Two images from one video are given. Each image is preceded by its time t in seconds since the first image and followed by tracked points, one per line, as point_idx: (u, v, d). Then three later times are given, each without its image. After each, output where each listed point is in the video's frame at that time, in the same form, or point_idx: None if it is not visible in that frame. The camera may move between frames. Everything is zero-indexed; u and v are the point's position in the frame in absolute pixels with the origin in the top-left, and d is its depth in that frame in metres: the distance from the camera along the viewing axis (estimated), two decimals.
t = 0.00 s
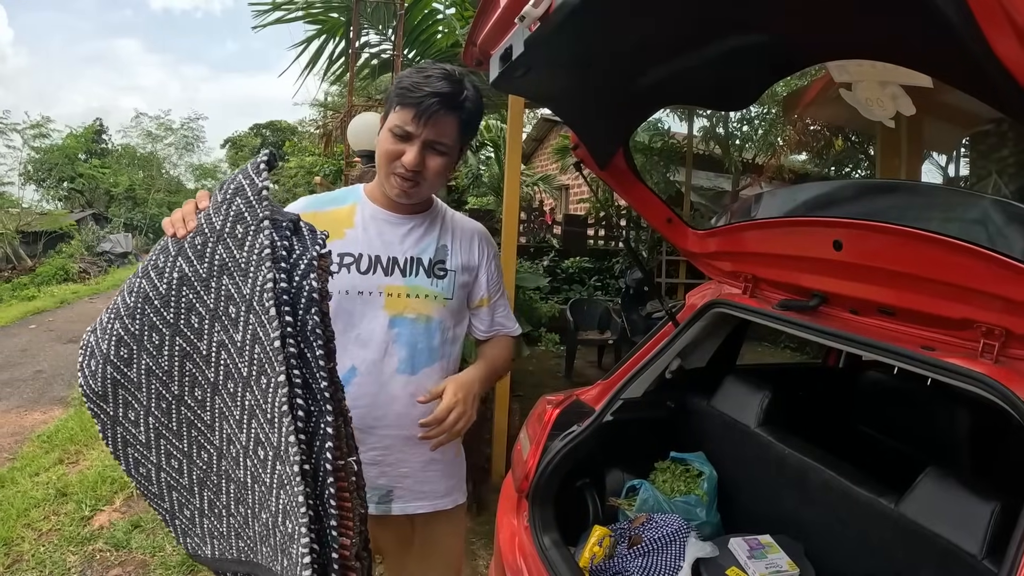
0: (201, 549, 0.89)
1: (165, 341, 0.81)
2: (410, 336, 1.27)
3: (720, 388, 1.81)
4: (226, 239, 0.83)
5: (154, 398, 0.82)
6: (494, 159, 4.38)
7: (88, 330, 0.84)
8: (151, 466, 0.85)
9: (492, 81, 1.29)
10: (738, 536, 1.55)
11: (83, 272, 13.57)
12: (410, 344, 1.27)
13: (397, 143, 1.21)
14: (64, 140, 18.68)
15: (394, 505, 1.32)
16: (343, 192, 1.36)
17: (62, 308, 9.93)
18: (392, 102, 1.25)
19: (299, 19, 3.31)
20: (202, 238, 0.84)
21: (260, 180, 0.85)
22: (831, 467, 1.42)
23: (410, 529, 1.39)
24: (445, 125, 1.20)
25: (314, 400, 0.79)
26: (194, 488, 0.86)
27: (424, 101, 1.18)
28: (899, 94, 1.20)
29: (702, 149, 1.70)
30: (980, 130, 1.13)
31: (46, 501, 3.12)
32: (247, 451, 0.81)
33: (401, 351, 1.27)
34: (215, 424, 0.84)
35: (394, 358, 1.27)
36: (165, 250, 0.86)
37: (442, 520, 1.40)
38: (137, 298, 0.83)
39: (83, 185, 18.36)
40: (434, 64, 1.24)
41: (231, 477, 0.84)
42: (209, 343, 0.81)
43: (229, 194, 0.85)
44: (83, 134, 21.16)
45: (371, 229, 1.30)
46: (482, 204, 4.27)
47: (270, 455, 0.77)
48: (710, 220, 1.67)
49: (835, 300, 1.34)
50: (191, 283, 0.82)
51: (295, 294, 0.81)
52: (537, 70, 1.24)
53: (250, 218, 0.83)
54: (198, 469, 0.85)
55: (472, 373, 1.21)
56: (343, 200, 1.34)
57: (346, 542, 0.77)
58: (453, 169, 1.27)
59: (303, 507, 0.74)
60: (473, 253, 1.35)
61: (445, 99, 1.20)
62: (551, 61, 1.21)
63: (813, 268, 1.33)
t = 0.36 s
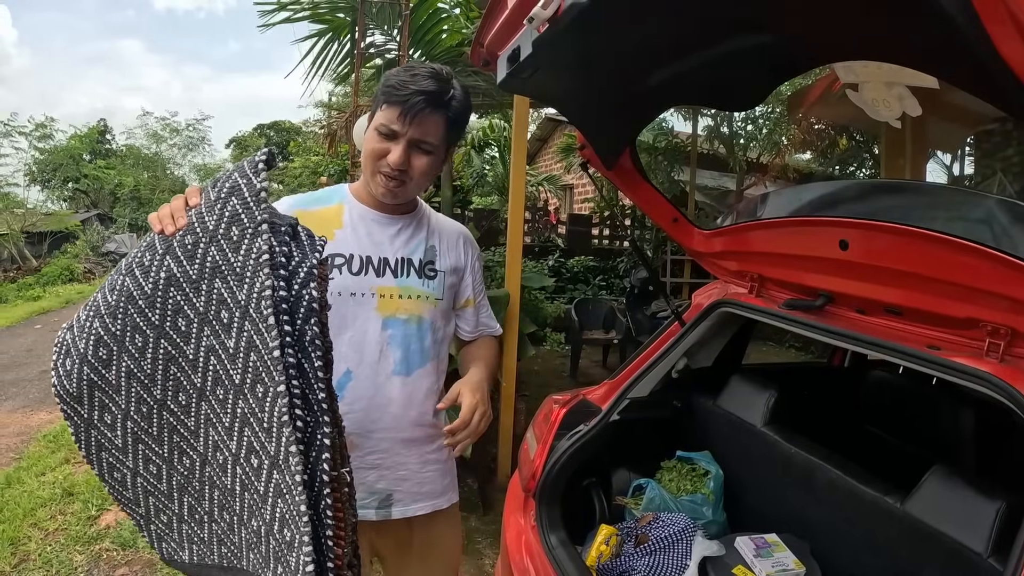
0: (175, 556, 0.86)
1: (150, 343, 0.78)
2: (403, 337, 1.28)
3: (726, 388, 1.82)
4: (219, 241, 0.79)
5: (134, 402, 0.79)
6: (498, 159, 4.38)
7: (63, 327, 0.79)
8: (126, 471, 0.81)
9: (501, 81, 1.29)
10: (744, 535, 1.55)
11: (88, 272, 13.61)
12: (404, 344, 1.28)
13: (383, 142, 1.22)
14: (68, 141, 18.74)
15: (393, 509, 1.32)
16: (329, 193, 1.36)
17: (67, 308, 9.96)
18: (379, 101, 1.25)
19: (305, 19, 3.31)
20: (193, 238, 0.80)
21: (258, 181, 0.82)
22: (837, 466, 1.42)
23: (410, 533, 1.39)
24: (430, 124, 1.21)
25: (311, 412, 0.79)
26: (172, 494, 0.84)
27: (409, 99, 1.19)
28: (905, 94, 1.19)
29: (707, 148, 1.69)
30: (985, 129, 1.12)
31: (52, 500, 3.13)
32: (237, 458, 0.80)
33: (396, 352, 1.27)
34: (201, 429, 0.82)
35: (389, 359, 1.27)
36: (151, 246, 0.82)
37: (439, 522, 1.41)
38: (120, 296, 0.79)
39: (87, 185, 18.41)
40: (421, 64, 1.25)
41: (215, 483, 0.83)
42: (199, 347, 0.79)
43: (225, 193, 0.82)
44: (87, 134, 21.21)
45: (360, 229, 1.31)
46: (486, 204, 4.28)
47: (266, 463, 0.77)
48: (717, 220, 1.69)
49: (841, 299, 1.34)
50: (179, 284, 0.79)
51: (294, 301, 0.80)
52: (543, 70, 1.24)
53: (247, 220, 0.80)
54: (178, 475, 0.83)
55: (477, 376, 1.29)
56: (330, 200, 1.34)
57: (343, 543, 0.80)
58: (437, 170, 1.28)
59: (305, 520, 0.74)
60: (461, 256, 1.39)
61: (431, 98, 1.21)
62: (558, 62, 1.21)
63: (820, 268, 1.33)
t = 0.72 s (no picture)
0: None
1: (151, 356, 0.77)
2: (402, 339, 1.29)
3: (730, 386, 1.82)
4: (223, 248, 0.78)
5: (134, 418, 0.78)
6: (501, 158, 4.39)
7: (61, 340, 0.78)
8: (125, 491, 0.80)
9: (506, 81, 1.30)
10: (747, 534, 1.55)
11: (92, 272, 13.65)
12: (404, 346, 1.29)
13: (388, 136, 1.22)
14: (72, 141, 18.79)
15: (392, 513, 1.32)
16: (325, 192, 1.36)
17: (72, 308, 9.99)
18: (379, 97, 1.26)
19: (308, 19, 3.32)
20: (196, 246, 0.79)
21: (261, 185, 0.80)
22: (840, 463, 1.42)
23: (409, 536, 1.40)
24: (436, 117, 1.23)
25: (320, 423, 0.78)
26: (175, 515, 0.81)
27: (416, 93, 1.20)
28: (909, 93, 1.20)
29: (711, 147, 1.69)
30: (989, 127, 1.13)
31: (58, 500, 3.15)
32: (240, 476, 0.78)
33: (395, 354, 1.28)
34: (204, 446, 0.79)
35: (389, 361, 1.28)
36: (151, 256, 0.80)
37: (439, 524, 1.42)
38: (119, 307, 0.77)
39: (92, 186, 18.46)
40: (420, 59, 1.27)
41: (218, 504, 0.80)
42: (202, 359, 0.77)
43: (228, 200, 0.80)
44: (90, 134, 21.26)
45: (359, 230, 1.31)
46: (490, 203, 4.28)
47: (271, 480, 0.75)
48: (719, 218, 1.69)
49: (845, 297, 1.34)
50: (181, 294, 0.77)
51: (302, 308, 0.80)
52: (546, 70, 1.24)
53: (250, 226, 0.78)
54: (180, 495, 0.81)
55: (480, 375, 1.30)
56: (328, 200, 1.34)
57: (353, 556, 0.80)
58: (442, 164, 1.29)
59: (314, 537, 0.73)
60: (459, 257, 1.40)
61: (437, 90, 1.23)
62: (562, 61, 1.21)
63: (826, 267, 1.33)
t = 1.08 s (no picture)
0: None
1: (168, 361, 0.80)
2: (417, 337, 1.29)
3: (732, 385, 1.82)
4: (240, 256, 0.80)
5: (149, 422, 0.80)
6: (504, 157, 4.39)
7: (76, 342, 0.80)
8: (139, 494, 0.82)
9: (507, 78, 1.30)
10: (750, 532, 1.55)
11: (95, 273, 13.68)
12: (419, 346, 1.29)
13: (408, 131, 1.23)
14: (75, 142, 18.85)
15: (408, 514, 1.33)
16: (341, 190, 1.36)
17: (76, 308, 10.02)
18: (394, 93, 1.27)
19: (310, 19, 3.33)
20: (213, 253, 0.82)
21: (280, 193, 0.83)
22: (843, 461, 1.42)
23: (422, 539, 1.40)
24: (454, 111, 1.25)
25: (332, 436, 0.78)
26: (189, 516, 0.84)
27: (435, 87, 1.21)
28: (909, 89, 1.21)
29: (714, 146, 1.71)
30: (992, 125, 1.13)
31: (62, 499, 3.16)
32: (252, 483, 0.80)
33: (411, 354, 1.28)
34: (218, 451, 0.82)
35: (405, 360, 1.28)
36: (168, 261, 0.83)
37: (450, 523, 1.42)
38: (136, 312, 0.80)
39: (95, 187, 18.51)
40: (433, 55, 1.28)
41: (232, 509, 0.82)
42: (216, 366, 0.80)
43: (245, 206, 0.83)
44: (93, 136, 21.32)
45: (373, 229, 1.31)
46: (493, 202, 4.28)
47: (280, 492, 0.76)
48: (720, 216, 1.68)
49: (846, 294, 1.34)
50: (198, 300, 0.80)
51: (318, 319, 0.79)
52: (546, 68, 1.24)
53: (268, 232, 0.81)
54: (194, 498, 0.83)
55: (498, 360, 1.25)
56: (343, 199, 1.34)
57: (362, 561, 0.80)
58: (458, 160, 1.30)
59: (316, 555, 0.72)
60: (475, 257, 1.40)
61: (455, 84, 1.24)
62: (564, 60, 1.22)
63: (828, 265, 1.33)
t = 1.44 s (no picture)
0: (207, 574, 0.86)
1: (208, 358, 0.81)
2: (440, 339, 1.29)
3: (733, 384, 1.82)
4: (286, 258, 0.82)
5: (187, 415, 0.82)
6: (506, 157, 4.40)
7: (115, 336, 0.83)
8: (171, 487, 0.83)
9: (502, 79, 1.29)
10: (750, 531, 1.56)
11: (98, 274, 13.71)
12: (442, 347, 1.29)
13: (435, 135, 1.24)
14: (78, 144, 18.92)
15: (423, 514, 1.33)
16: (374, 191, 1.39)
17: (79, 309, 10.04)
18: (423, 97, 1.28)
19: (311, 20, 3.34)
20: (258, 254, 0.84)
21: (327, 199, 0.85)
22: (843, 460, 1.42)
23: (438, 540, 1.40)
24: (479, 113, 1.25)
25: (375, 431, 0.81)
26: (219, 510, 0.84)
27: (460, 90, 1.22)
28: (907, 86, 1.19)
29: (716, 144, 1.71)
30: (994, 122, 1.11)
31: (64, 499, 3.16)
32: (290, 478, 0.81)
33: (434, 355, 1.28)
34: (256, 446, 0.83)
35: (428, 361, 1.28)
36: (211, 260, 0.85)
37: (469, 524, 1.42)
38: (178, 310, 0.82)
39: (98, 188, 18.56)
40: (461, 57, 1.27)
41: (266, 503, 0.83)
42: (258, 363, 0.82)
43: (292, 209, 0.86)
44: (96, 137, 21.39)
45: (402, 230, 1.32)
46: (495, 202, 4.28)
47: (321, 486, 0.77)
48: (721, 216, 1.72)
49: (846, 293, 1.34)
50: (241, 300, 0.82)
51: (364, 320, 0.82)
52: (545, 68, 1.25)
53: (315, 237, 0.83)
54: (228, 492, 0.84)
55: (487, 377, 1.16)
56: (377, 199, 1.36)
57: (398, 558, 0.81)
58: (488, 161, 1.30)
59: (358, 545, 0.73)
60: (504, 262, 1.39)
61: (480, 86, 1.24)
62: (564, 62, 1.23)
63: (827, 263, 1.34)
